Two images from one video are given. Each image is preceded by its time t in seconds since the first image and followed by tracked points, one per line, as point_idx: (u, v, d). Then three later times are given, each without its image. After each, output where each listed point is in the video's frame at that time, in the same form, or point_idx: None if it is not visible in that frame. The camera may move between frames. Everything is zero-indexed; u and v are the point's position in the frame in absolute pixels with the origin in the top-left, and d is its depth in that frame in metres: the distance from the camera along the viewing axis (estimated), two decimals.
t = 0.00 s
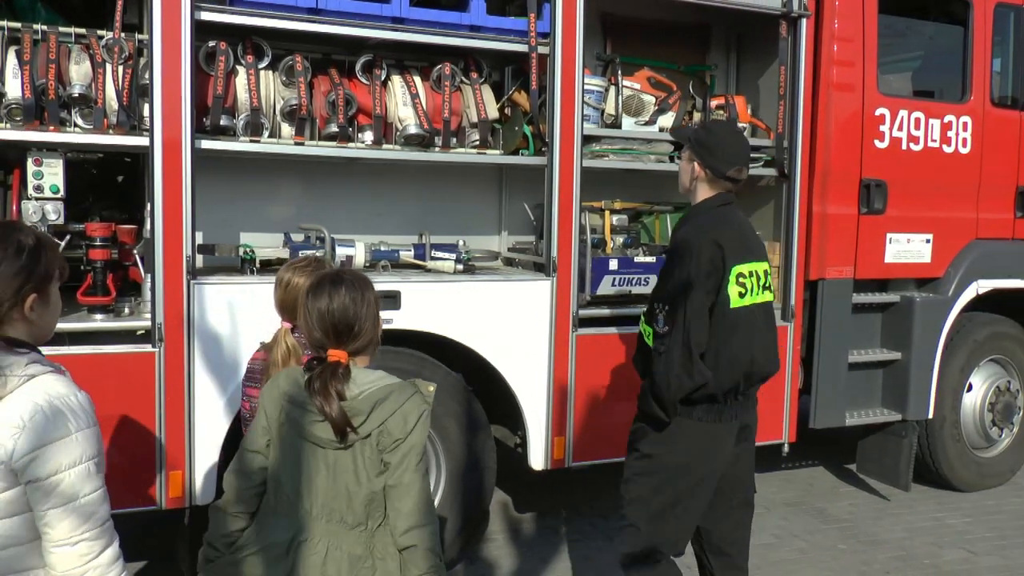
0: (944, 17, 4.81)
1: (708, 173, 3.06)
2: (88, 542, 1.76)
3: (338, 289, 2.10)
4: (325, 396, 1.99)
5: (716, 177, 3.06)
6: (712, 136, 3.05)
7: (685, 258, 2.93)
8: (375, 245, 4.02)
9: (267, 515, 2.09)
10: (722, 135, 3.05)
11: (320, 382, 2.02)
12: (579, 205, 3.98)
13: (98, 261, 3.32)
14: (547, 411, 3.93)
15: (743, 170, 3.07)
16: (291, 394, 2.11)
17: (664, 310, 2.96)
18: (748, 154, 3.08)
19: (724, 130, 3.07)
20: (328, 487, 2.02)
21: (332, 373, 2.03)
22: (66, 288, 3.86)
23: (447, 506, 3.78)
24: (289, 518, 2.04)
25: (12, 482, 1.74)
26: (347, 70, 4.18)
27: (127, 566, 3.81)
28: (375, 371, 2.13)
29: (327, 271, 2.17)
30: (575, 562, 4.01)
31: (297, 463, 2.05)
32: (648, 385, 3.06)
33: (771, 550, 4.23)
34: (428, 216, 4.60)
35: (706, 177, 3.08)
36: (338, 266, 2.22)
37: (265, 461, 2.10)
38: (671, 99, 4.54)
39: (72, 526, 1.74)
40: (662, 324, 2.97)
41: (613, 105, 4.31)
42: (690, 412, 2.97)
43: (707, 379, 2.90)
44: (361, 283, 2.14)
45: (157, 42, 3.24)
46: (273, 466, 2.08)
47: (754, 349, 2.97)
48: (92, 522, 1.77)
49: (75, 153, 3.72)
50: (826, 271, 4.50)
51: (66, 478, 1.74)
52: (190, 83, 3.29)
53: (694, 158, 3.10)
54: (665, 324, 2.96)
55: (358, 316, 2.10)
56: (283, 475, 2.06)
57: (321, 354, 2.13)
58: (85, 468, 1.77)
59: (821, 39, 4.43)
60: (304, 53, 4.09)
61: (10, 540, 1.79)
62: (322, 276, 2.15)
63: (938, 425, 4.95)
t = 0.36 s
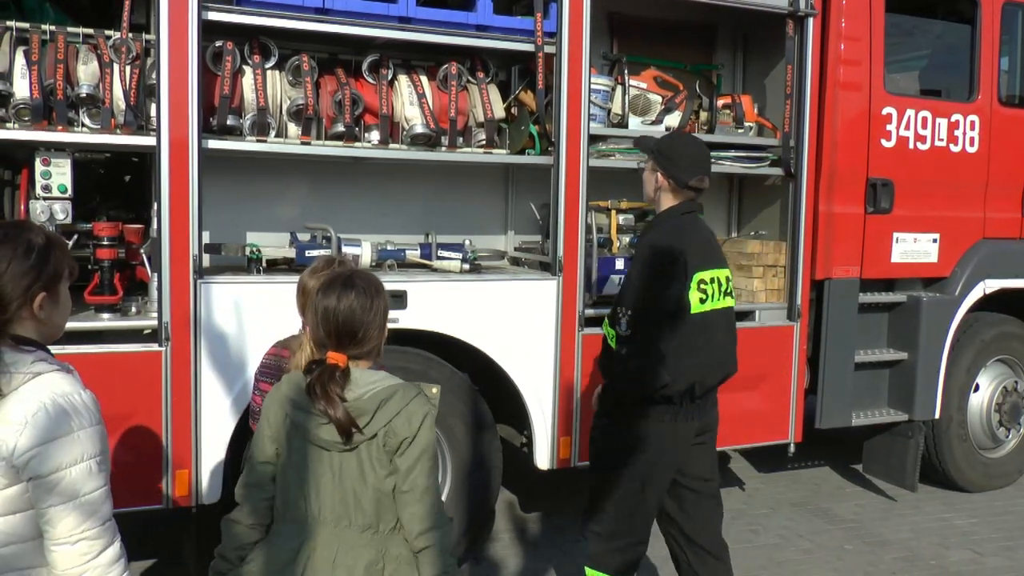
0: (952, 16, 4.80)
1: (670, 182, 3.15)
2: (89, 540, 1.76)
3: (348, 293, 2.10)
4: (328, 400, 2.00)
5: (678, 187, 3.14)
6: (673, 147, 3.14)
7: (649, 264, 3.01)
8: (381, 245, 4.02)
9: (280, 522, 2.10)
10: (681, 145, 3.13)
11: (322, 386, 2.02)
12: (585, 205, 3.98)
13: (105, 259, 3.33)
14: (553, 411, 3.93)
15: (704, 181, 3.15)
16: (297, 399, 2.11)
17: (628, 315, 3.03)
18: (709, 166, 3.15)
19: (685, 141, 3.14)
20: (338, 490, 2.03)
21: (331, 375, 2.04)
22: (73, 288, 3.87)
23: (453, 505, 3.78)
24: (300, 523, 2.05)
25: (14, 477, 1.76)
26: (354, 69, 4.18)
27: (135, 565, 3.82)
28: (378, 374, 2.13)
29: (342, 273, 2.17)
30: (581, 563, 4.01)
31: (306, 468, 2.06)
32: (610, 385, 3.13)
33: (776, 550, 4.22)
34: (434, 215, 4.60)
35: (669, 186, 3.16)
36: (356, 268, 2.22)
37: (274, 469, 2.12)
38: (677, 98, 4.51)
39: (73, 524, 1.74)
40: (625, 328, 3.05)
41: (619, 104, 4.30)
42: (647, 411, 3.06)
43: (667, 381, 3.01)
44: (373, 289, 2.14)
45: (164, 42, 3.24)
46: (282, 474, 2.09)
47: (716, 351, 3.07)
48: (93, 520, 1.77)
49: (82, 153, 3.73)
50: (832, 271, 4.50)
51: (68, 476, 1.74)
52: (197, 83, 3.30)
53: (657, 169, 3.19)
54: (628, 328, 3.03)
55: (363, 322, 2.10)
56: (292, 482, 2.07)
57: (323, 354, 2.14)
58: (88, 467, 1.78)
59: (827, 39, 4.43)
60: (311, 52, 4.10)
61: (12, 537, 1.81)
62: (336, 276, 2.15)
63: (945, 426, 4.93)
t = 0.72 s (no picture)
0: (950, 17, 4.81)
1: (612, 175, 3.29)
2: (92, 539, 1.76)
3: (345, 292, 2.10)
4: (322, 404, 1.99)
5: (619, 180, 3.29)
6: (615, 142, 3.28)
7: (584, 260, 3.16)
8: (380, 245, 4.01)
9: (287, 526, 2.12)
10: (623, 141, 3.27)
11: (314, 389, 2.00)
12: (583, 206, 3.98)
13: (105, 259, 3.33)
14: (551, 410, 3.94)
15: (645, 175, 3.28)
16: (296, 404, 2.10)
17: (563, 309, 3.18)
18: (651, 160, 3.28)
19: (628, 137, 3.27)
20: (344, 495, 2.03)
21: (321, 376, 2.01)
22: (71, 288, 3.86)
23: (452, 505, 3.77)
24: (309, 526, 2.07)
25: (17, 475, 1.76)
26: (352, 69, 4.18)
27: (132, 564, 3.81)
28: (372, 370, 2.12)
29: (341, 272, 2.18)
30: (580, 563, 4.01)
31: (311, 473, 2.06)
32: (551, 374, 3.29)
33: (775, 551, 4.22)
34: (433, 215, 4.60)
35: (612, 179, 3.31)
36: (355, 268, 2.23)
37: (277, 474, 2.11)
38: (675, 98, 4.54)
39: (75, 522, 1.74)
40: (560, 322, 3.19)
41: (617, 105, 4.30)
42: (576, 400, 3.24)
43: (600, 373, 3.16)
44: (371, 289, 2.14)
45: (162, 41, 3.24)
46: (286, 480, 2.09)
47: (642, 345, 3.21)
48: (96, 519, 1.77)
49: (80, 151, 3.73)
50: (830, 272, 4.50)
51: (71, 474, 1.74)
52: (195, 83, 3.30)
53: (601, 161, 3.33)
54: (563, 321, 3.18)
55: (358, 322, 2.10)
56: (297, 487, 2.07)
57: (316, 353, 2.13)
58: (90, 465, 1.77)
59: (826, 40, 4.43)
60: (310, 52, 4.10)
61: (14, 536, 1.81)
62: (335, 275, 2.15)
63: (943, 426, 4.94)
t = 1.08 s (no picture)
0: (949, 17, 4.81)
1: (567, 176, 3.28)
2: (93, 542, 1.76)
3: (347, 292, 2.10)
4: (320, 402, 1.99)
5: (574, 181, 3.27)
6: (571, 143, 3.26)
7: (554, 263, 3.16)
8: (380, 245, 4.00)
9: (287, 524, 2.12)
10: (576, 142, 3.24)
11: (311, 388, 2.00)
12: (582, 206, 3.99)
13: (105, 259, 3.32)
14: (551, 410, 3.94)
15: (600, 175, 3.25)
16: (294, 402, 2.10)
17: (536, 313, 3.17)
18: (605, 158, 3.26)
19: (582, 138, 3.25)
20: (343, 492, 2.04)
21: (321, 375, 2.01)
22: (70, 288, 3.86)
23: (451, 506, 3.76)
24: (309, 524, 2.07)
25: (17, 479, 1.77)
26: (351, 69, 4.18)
27: (132, 564, 3.81)
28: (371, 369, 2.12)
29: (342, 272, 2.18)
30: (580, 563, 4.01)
31: (310, 471, 2.06)
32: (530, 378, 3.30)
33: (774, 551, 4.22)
34: (432, 215, 4.60)
35: (567, 180, 3.30)
36: (357, 269, 2.23)
37: (273, 469, 2.11)
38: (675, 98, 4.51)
39: (76, 526, 1.74)
40: (535, 326, 3.18)
41: (616, 105, 4.30)
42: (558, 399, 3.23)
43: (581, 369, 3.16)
44: (371, 290, 2.13)
45: (162, 41, 3.24)
46: (284, 479, 2.09)
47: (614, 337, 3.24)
48: (98, 522, 1.77)
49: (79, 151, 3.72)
50: (830, 272, 4.50)
51: (71, 477, 1.74)
52: (195, 84, 3.29)
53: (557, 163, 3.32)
54: (537, 325, 3.17)
55: (359, 322, 2.09)
56: (296, 485, 2.07)
57: (317, 352, 2.13)
58: (91, 468, 1.77)
59: (825, 40, 4.43)
60: (309, 52, 4.09)
61: (15, 540, 1.81)
62: (337, 275, 2.15)
63: (943, 426, 4.94)
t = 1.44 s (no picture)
0: (949, 17, 4.81)
1: (548, 177, 3.38)
2: (93, 540, 1.76)
3: (349, 294, 2.10)
4: (321, 401, 1.99)
5: (556, 181, 3.38)
6: (548, 145, 3.37)
7: (538, 258, 3.24)
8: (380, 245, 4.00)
9: (286, 523, 2.11)
10: (553, 144, 3.36)
11: (312, 387, 1.99)
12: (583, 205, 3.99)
13: (105, 259, 3.33)
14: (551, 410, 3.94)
15: (578, 175, 3.38)
16: (295, 400, 2.09)
17: (521, 305, 3.22)
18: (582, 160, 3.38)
19: (561, 140, 3.37)
20: (344, 491, 2.03)
21: (322, 375, 2.00)
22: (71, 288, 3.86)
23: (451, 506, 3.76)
24: (309, 522, 2.07)
25: (16, 478, 1.76)
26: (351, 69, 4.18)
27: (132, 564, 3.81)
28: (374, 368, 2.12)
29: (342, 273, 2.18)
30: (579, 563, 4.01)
31: (310, 470, 2.06)
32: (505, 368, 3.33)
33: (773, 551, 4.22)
34: (432, 215, 4.60)
35: (548, 180, 3.40)
36: (357, 269, 2.23)
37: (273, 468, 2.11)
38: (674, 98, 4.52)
39: (76, 524, 1.74)
40: (517, 318, 3.23)
41: (616, 105, 4.31)
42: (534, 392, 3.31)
43: (560, 362, 3.28)
44: (372, 291, 2.13)
45: (162, 41, 3.24)
46: (284, 478, 2.08)
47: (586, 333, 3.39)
48: (98, 520, 1.77)
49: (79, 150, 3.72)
50: (830, 272, 4.50)
51: (70, 476, 1.74)
52: (195, 83, 3.29)
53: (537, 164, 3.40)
54: (521, 317, 3.23)
55: (362, 324, 2.09)
56: (297, 485, 2.07)
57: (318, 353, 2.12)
58: (90, 467, 1.77)
59: (825, 40, 4.43)
60: (309, 52, 4.09)
61: (15, 539, 1.81)
62: (337, 275, 2.14)
63: (943, 426, 4.94)
